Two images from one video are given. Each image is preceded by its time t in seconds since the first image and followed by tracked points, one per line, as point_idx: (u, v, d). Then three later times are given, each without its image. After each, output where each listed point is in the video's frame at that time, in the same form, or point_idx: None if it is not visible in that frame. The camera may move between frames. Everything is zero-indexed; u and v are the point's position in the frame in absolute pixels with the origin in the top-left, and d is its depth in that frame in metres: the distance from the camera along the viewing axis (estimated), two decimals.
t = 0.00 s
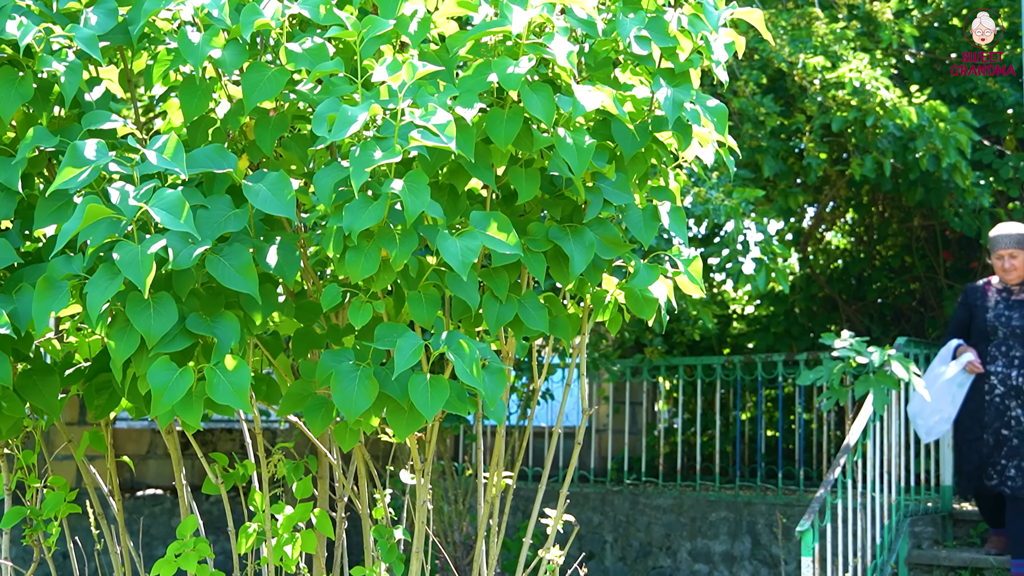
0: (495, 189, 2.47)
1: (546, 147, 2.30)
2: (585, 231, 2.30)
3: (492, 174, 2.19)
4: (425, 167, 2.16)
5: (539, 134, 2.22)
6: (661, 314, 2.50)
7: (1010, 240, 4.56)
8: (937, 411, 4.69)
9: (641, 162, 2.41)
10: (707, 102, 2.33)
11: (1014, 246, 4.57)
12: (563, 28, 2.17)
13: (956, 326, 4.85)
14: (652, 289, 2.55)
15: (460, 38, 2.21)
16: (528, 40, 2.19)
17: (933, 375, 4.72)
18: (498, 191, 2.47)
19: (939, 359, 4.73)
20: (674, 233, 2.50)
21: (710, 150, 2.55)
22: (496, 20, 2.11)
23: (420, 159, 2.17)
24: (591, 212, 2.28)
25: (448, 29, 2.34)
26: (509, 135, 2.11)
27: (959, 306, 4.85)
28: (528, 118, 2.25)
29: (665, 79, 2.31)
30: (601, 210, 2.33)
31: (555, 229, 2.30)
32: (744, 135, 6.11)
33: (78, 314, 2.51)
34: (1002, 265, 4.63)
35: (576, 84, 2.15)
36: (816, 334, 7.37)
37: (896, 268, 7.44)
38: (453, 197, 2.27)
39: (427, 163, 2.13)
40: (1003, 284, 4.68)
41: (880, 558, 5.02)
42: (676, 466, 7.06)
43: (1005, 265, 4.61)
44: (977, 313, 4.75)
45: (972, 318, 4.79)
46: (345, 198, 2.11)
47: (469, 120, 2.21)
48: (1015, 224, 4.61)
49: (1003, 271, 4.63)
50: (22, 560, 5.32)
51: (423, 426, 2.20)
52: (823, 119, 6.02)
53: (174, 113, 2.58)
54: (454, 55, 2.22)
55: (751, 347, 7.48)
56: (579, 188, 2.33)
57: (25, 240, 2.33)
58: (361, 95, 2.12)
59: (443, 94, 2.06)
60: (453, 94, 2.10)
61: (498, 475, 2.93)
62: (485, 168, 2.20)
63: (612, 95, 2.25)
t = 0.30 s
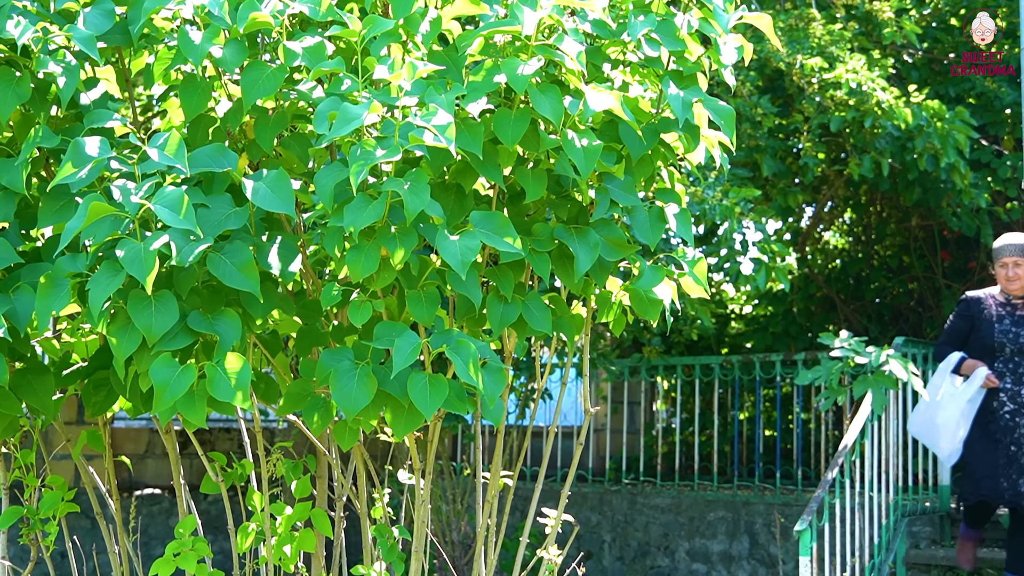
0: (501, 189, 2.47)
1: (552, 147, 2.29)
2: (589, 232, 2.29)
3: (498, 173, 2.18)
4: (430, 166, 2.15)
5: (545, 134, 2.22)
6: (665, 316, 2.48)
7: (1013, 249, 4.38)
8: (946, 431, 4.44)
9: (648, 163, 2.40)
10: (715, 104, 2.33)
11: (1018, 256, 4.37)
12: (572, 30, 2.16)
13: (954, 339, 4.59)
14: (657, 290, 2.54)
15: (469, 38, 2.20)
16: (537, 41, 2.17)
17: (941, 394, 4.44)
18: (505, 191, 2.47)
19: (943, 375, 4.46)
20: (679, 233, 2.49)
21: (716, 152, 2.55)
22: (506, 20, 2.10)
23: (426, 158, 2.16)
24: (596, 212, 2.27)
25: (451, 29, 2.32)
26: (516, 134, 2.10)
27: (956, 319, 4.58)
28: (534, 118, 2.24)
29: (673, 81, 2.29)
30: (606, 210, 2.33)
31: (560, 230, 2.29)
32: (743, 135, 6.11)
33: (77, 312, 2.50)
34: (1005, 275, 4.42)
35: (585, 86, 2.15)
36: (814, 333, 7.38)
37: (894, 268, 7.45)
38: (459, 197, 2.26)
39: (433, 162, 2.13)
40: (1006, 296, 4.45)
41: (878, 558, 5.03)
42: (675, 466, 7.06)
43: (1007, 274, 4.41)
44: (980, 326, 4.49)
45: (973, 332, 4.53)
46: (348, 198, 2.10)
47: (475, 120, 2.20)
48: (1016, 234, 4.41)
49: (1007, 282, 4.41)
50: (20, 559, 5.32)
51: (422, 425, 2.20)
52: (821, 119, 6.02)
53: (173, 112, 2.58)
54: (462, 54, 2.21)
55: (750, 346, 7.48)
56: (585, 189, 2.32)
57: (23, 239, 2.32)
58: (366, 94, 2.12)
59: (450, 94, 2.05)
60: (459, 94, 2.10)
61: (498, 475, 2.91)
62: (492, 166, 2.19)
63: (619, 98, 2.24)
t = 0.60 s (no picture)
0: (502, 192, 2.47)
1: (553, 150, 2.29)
2: (589, 235, 2.29)
3: (498, 176, 2.19)
4: (430, 169, 2.15)
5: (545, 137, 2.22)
6: (666, 319, 2.47)
7: (1009, 267, 4.18)
8: (943, 449, 4.21)
9: (648, 166, 2.40)
10: (716, 106, 2.33)
11: (1012, 274, 4.18)
12: (573, 35, 2.16)
13: (946, 357, 4.37)
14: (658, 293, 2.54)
15: (471, 41, 2.21)
16: (537, 45, 2.15)
17: (939, 411, 4.22)
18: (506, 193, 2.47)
19: (942, 391, 4.24)
20: (680, 236, 2.49)
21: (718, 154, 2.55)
22: (506, 24, 2.10)
23: (427, 161, 2.16)
24: (596, 215, 2.27)
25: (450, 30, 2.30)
26: (516, 138, 2.10)
27: (950, 335, 4.37)
28: (534, 121, 2.25)
29: (674, 84, 2.29)
30: (606, 213, 2.33)
31: (560, 233, 2.29)
32: (742, 137, 6.11)
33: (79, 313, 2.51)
34: (1001, 293, 4.22)
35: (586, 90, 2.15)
36: (813, 335, 7.38)
37: (893, 270, 7.45)
38: (459, 200, 2.26)
39: (434, 165, 2.13)
40: (1002, 314, 4.26)
41: (877, 560, 5.03)
42: (674, 467, 7.06)
43: (1004, 293, 4.21)
44: (976, 343, 4.29)
45: (969, 349, 4.32)
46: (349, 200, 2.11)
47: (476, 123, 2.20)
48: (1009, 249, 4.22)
49: (1001, 301, 4.23)
50: (19, 560, 5.31)
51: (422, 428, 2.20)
52: (821, 121, 6.03)
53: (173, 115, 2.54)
54: (464, 56, 2.23)
55: (749, 348, 7.49)
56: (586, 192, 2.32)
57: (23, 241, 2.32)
58: (368, 96, 2.13)
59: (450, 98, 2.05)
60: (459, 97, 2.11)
61: (498, 477, 2.92)
62: (492, 170, 2.19)
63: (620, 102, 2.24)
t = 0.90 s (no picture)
0: (496, 192, 2.48)
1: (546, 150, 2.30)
2: (583, 234, 2.30)
3: (491, 176, 2.20)
4: (424, 170, 2.16)
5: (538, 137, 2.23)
6: (660, 317, 2.49)
7: (991, 300, 4.42)
8: (931, 489, 4.39)
9: (640, 164, 2.42)
10: (707, 104, 2.34)
11: (995, 306, 4.41)
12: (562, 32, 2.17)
13: (930, 393, 4.59)
14: (652, 292, 2.55)
15: (460, 41, 2.21)
16: (528, 45, 2.14)
17: (924, 451, 4.42)
18: (499, 194, 2.48)
19: (924, 430, 4.45)
20: (673, 234, 2.50)
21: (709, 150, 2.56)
22: (496, 23, 2.11)
23: (419, 161, 2.17)
24: (589, 214, 2.28)
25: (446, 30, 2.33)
26: (508, 138, 2.11)
27: (930, 372, 4.59)
28: (528, 121, 2.26)
29: (663, 81, 2.30)
30: (600, 213, 2.34)
31: (554, 232, 2.30)
32: (743, 137, 6.12)
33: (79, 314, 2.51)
34: (984, 326, 4.44)
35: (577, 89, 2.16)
36: (814, 335, 7.38)
37: (894, 270, 7.46)
38: (453, 201, 2.27)
39: (427, 166, 2.14)
40: (983, 347, 4.46)
41: (877, 560, 5.03)
42: (674, 468, 7.07)
43: (986, 325, 4.43)
44: (954, 379, 4.50)
45: (948, 386, 4.53)
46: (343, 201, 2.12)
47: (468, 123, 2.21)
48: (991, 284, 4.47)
49: (984, 333, 4.44)
50: (21, 560, 5.33)
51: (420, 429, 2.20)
52: (821, 121, 6.03)
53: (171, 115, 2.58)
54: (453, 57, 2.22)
55: (749, 348, 7.49)
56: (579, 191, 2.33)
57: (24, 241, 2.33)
58: (362, 97, 2.13)
59: (441, 98, 2.06)
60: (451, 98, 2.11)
61: (496, 476, 2.92)
62: (484, 170, 2.20)
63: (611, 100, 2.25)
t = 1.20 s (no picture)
0: (493, 189, 2.49)
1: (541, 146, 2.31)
2: (580, 229, 2.31)
3: (487, 173, 2.21)
4: (421, 166, 2.17)
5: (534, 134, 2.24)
6: (657, 312, 2.50)
7: (978, 295, 4.42)
8: (928, 490, 4.35)
9: (636, 160, 2.42)
10: (701, 100, 2.33)
11: (981, 300, 4.42)
12: (556, 28, 2.19)
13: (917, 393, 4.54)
14: (648, 288, 2.56)
15: (456, 38, 2.22)
16: (522, 40, 2.17)
17: (916, 453, 4.35)
18: (496, 190, 2.48)
19: (912, 431, 4.39)
20: (670, 230, 2.51)
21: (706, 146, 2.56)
22: (488, 21, 2.11)
23: (415, 157, 2.18)
24: (586, 210, 2.29)
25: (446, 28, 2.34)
26: (503, 134, 2.12)
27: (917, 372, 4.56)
28: (523, 118, 2.26)
29: (657, 77, 2.31)
30: (597, 209, 2.34)
31: (551, 228, 2.31)
32: (744, 134, 6.12)
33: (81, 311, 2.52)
34: (969, 321, 4.45)
35: (570, 85, 2.17)
36: (815, 333, 7.39)
37: (895, 268, 7.48)
38: (450, 198, 2.28)
39: (423, 162, 2.15)
40: (970, 345, 4.46)
41: (878, 557, 5.03)
42: (675, 465, 7.07)
43: (972, 321, 4.44)
44: (941, 379, 4.49)
45: (935, 386, 4.50)
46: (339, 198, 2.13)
47: (464, 120, 2.22)
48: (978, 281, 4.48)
49: (970, 329, 4.45)
50: (23, 556, 5.34)
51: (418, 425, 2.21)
52: (822, 118, 6.03)
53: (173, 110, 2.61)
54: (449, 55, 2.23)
55: (751, 346, 7.50)
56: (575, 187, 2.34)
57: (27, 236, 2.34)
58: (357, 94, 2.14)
59: (435, 94, 2.07)
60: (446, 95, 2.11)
61: (497, 473, 2.93)
62: (479, 167, 2.21)
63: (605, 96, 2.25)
